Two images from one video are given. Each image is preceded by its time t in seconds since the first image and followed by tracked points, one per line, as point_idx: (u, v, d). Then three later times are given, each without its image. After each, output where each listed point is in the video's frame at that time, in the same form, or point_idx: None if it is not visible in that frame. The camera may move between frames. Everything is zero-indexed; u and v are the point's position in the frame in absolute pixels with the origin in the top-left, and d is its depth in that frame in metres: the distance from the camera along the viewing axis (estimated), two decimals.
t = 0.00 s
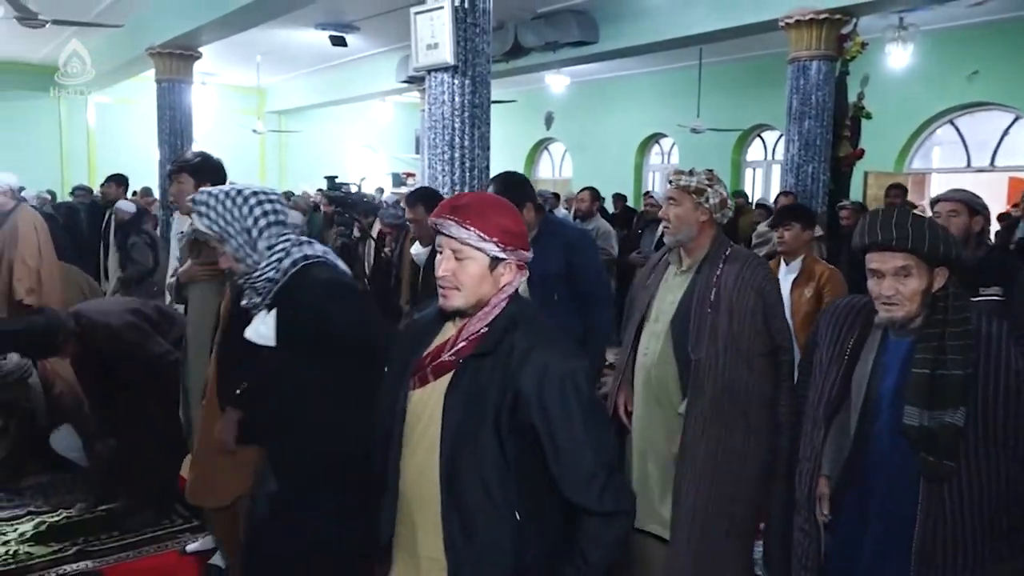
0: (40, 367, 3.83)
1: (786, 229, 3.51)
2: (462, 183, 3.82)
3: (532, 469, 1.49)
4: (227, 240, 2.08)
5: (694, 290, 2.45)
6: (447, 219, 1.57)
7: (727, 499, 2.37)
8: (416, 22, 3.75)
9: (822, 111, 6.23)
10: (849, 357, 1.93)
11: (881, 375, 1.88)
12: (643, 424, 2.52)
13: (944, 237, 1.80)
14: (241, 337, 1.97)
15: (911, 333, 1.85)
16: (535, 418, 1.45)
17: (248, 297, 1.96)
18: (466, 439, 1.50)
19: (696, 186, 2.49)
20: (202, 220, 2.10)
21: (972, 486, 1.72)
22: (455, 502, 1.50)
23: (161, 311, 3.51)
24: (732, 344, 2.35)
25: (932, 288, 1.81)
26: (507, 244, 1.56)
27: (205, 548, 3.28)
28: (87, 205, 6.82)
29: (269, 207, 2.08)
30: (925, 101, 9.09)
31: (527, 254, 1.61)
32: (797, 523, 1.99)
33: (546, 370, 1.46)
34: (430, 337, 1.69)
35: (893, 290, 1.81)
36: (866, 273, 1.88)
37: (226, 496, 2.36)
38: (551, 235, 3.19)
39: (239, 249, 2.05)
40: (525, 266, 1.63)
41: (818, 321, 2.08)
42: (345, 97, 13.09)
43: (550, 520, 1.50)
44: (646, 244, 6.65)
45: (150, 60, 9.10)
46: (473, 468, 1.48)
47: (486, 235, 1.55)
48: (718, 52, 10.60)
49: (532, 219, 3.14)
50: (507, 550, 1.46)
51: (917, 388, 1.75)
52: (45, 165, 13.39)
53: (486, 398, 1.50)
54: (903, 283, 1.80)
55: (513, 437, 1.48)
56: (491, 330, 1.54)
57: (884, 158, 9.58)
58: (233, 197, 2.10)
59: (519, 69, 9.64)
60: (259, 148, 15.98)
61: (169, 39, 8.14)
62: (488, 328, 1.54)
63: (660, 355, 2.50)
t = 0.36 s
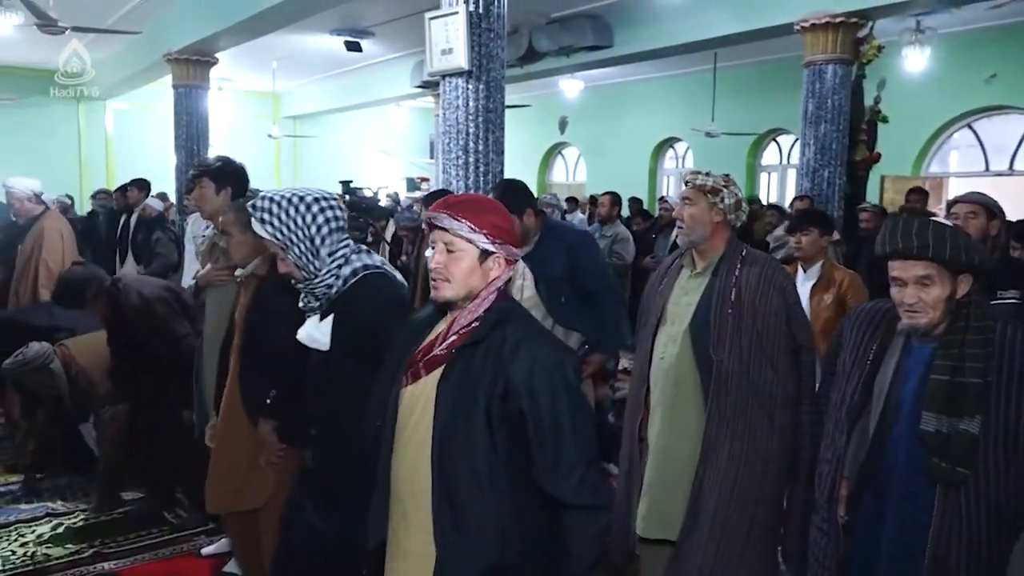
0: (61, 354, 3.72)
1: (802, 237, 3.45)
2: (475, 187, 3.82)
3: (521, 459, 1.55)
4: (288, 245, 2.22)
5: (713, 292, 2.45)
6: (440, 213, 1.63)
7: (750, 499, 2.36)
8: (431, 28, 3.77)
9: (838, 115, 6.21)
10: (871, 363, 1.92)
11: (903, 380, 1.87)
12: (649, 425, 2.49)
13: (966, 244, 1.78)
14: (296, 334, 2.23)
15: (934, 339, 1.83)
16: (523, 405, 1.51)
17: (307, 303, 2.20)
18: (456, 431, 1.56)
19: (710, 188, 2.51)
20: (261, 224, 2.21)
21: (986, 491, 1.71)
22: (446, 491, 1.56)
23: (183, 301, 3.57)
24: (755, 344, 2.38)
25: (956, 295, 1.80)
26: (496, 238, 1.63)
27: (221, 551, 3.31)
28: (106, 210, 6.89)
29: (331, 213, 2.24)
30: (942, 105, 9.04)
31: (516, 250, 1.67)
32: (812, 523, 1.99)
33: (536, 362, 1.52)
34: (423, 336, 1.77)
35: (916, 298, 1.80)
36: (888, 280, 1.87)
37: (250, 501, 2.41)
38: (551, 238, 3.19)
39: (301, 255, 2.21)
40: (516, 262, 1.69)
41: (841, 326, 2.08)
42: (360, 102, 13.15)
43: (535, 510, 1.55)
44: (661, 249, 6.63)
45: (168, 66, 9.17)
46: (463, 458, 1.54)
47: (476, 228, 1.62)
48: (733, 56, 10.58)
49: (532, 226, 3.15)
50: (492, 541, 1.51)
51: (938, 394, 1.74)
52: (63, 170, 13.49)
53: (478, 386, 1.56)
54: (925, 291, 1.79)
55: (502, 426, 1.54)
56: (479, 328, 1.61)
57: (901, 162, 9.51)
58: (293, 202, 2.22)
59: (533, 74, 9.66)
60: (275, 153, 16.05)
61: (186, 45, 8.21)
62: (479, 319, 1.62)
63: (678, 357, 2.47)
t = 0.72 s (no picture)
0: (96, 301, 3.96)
1: (838, 244, 3.39)
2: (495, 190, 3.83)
3: (527, 453, 1.55)
4: (316, 241, 2.20)
5: (729, 295, 2.44)
6: (435, 216, 1.66)
7: (768, 500, 2.35)
8: (450, 32, 3.78)
9: (860, 117, 6.16)
10: (920, 366, 1.94)
11: (954, 385, 1.85)
12: (666, 426, 2.50)
13: None
14: (315, 326, 2.24)
15: (990, 346, 1.81)
16: (530, 394, 1.52)
17: (332, 298, 2.18)
18: (462, 424, 1.57)
19: (728, 195, 2.48)
20: (290, 220, 2.20)
21: None
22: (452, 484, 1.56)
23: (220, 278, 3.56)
24: (774, 343, 2.37)
25: (1015, 303, 1.77)
26: (491, 236, 1.65)
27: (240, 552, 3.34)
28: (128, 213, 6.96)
29: (355, 210, 2.24)
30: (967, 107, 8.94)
31: (510, 249, 1.70)
32: (849, 527, 2.03)
33: (539, 352, 1.54)
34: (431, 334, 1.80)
35: (973, 302, 1.78)
36: (947, 282, 1.86)
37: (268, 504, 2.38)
38: (573, 241, 3.18)
39: (328, 250, 2.19)
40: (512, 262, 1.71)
41: (893, 329, 2.10)
42: (379, 106, 13.22)
43: (535, 502, 1.55)
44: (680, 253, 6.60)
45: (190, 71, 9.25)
46: (468, 449, 1.56)
47: (472, 227, 1.64)
48: (753, 59, 10.52)
49: (558, 221, 3.16)
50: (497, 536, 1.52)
51: (990, 403, 1.69)
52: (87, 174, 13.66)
53: (483, 382, 1.57)
54: (985, 297, 1.77)
55: (509, 418, 1.55)
56: (485, 321, 1.63)
57: (924, 166, 9.42)
58: (322, 199, 2.23)
59: (551, 78, 9.66)
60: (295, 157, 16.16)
61: (209, 50, 8.30)
62: (480, 316, 1.64)
63: (701, 362, 2.45)
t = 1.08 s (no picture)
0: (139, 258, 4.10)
1: (875, 246, 3.34)
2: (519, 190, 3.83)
3: (544, 449, 1.57)
4: (330, 240, 2.21)
5: (751, 300, 2.43)
6: (439, 221, 1.66)
7: (795, 501, 2.33)
8: (475, 33, 3.80)
9: (890, 117, 6.08)
10: (954, 368, 1.91)
11: (990, 391, 1.82)
12: (691, 431, 2.48)
13: None
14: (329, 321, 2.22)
15: None
16: (546, 388, 1.53)
17: (342, 292, 2.19)
18: (477, 425, 1.58)
19: (752, 208, 2.41)
20: (303, 221, 2.21)
21: None
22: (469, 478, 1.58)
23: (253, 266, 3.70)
24: (796, 342, 2.35)
25: None
26: (496, 236, 1.65)
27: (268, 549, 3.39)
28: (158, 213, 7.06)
29: (364, 206, 2.27)
30: (1000, 106, 8.79)
31: (516, 246, 1.69)
32: (879, 537, 2.00)
33: (550, 345, 1.56)
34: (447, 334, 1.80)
35: (1009, 304, 1.75)
36: (981, 284, 1.82)
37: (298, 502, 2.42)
38: (611, 240, 3.18)
39: (342, 248, 2.21)
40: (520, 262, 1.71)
41: (925, 332, 2.07)
42: (404, 107, 13.28)
43: (551, 494, 1.57)
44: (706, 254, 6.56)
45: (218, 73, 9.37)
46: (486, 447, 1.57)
47: (476, 228, 1.64)
48: (780, 58, 10.43)
49: (601, 219, 3.17)
50: (517, 531, 1.53)
51: None
52: (118, 175, 13.87)
53: (495, 378, 1.58)
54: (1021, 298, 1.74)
55: (525, 412, 1.56)
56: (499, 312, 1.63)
57: (956, 166, 9.28)
58: (333, 198, 2.23)
59: (576, 78, 9.65)
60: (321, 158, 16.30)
61: (236, 52, 8.39)
62: (490, 315, 1.64)
63: (726, 367, 2.43)
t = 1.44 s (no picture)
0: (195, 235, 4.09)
1: (911, 247, 3.31)
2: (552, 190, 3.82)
3: (587, 451, 1.57)
4: (371, 239, 2.26)
5: (783, 302, 2.40)
6: (483, 224, 1.67)
7: (832, 503, 2.30)
8: (507, 33, 3.80)
9: (930, 114, 5.96)
10: (976, 367, 1.91)
11: (1011, 390, 1.84)
12: (725, 439, 2.45)
13: None
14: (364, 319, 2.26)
15: None
16: (591, 389, 1.53)
17: (381, 288, 2.22)
18: (519, 425, 1.59)
19: (774, 218, 2.39)
20: (345, 220, 2.26)
21: None
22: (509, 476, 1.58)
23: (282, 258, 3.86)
24: (833, 343, 2.34)
25: None
26: (540, 238, 1.66)
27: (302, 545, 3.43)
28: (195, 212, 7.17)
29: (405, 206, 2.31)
30: None
31: (561, 247, 1.69)
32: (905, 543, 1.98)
33: (596, 343, 1.56)
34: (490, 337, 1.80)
35: None
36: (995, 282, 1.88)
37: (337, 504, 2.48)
38: (652, 240, 3.16)
39: (383, 248, 2.26)
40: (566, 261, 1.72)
41: (943, 332, 2.07)
42: (437, 107, 13.33)
43: (593, 494, 1.56)
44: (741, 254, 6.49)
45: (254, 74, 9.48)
46: (530, 447, 1.57)
47: (520, 230, 1.65)
48: (817, 56, 10.28)
49: (641, 217, 3.17)
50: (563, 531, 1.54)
51: None
52: (155, 176, 14.09)
53: (541, 379, 1.59)
54: None
55: (567, 410, 1.56)
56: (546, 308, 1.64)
57: (998, 165, 9.10)
58: (376, 198, 2.27)
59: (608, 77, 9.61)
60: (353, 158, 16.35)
61: (272, 53, 8.48)
62: (534, 317, 1.64)
63: (762, 369, 2.40)
